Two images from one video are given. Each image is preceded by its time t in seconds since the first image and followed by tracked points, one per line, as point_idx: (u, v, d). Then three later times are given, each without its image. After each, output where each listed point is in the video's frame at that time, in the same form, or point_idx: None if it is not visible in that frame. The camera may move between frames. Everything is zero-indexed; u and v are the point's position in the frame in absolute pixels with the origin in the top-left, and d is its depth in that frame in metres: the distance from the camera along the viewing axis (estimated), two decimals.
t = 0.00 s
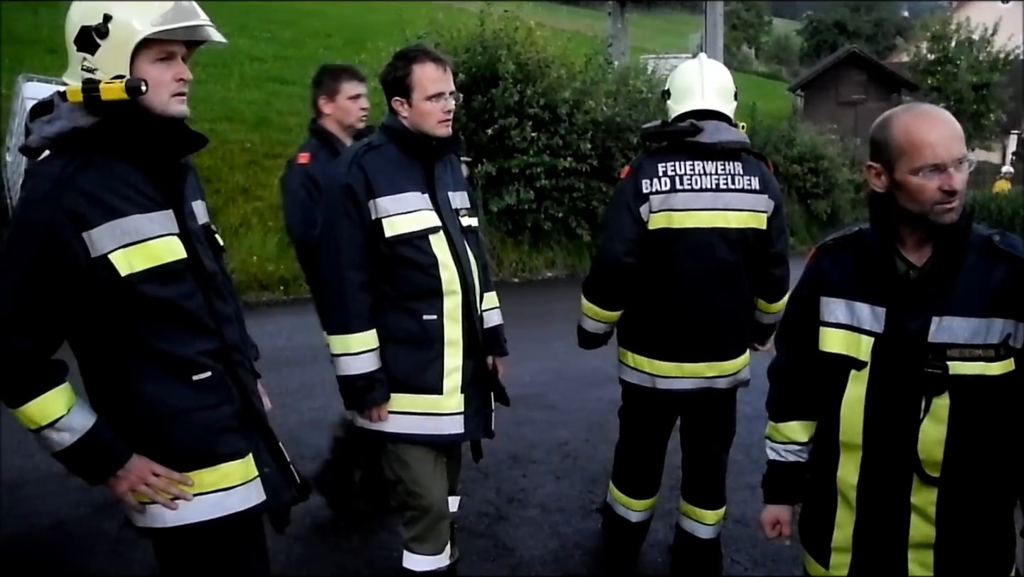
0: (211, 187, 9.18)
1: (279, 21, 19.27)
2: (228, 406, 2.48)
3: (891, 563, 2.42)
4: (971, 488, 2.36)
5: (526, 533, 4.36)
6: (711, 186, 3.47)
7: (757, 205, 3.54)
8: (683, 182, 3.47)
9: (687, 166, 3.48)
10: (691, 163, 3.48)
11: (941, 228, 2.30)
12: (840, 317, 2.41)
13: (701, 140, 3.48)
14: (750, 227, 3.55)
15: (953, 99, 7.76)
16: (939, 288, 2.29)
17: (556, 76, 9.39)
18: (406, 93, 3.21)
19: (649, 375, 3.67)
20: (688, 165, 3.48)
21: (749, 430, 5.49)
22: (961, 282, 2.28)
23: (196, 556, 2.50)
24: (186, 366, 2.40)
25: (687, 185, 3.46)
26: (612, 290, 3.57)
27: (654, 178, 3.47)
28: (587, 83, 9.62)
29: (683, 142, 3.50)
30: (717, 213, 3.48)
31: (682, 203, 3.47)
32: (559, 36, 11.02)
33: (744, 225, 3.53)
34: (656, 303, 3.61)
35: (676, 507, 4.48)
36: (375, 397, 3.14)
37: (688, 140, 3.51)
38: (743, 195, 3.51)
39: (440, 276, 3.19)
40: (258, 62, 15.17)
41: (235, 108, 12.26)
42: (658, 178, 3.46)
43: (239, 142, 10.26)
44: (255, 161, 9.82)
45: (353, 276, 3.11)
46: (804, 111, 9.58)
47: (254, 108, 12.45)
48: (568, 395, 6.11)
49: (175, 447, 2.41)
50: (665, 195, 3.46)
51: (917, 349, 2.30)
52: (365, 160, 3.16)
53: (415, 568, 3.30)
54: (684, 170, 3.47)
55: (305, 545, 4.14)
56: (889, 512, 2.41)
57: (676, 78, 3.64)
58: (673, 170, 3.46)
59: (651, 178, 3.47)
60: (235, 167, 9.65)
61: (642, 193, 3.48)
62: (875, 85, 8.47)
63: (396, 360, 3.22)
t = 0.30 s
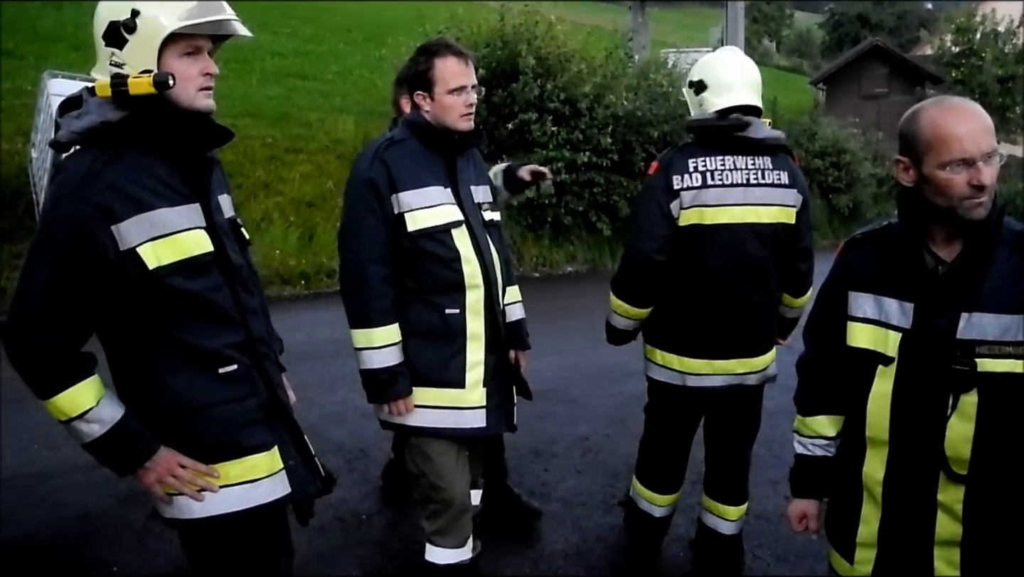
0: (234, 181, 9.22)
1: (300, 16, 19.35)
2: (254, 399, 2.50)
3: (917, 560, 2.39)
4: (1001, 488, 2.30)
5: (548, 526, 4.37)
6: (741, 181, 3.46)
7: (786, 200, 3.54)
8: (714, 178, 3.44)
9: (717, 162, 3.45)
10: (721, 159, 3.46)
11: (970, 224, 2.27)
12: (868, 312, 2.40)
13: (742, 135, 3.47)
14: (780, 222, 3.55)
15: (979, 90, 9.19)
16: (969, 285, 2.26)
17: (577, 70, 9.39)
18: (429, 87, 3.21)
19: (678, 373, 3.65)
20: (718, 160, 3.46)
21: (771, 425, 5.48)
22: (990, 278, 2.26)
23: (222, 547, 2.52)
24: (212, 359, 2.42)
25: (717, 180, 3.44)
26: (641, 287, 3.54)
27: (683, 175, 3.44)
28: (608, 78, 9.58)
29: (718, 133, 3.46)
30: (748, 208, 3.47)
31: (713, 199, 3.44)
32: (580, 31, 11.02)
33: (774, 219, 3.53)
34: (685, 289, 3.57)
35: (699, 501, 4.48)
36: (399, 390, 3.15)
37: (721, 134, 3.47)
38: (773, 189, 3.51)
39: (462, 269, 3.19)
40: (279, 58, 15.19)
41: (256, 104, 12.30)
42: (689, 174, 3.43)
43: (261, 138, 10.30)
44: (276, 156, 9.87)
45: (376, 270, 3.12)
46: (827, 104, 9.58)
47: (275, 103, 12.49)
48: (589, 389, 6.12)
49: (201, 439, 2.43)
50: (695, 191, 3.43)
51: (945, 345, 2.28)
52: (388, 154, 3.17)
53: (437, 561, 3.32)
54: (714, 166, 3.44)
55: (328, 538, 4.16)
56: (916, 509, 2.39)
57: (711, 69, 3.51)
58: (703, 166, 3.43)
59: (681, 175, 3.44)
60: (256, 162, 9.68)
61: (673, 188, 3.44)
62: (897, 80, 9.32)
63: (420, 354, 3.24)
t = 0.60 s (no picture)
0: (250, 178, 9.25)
1: (314, 12, 19.38)
2: (277, 393, 2.51)
3: (940, 555, 2.38)
4: None
5: (566, 521, 4.38)
6: (775, 172, 3.45)
7: (814, 191, 3.57)
8: (753, 169, 3.42)
9: (753, 153, 3.44)
10: (756, 151, 3.45)
11: (994, 218, 2.26)
12: (890, 305, 2.40)
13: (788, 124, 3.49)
14: (807, 214, 3.57)
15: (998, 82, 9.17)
16: (993, 277, 2.26)
17: (592, 65, 9.37)
18: (447, 82, 3.22)
19: (712, 370, 3.63)
20: (753, 152, 3.44)
21: (789, 420, 5.46)
22: (1015, 269, 2.25)
23: (246, 541, 2.55)
24: (236, 354, 2.44)
25: (755, 172, 3.41)
26: (672, 281, 3.50)
27: (722, 167, 3.39)
28: (623, 73, 9.54)
29: (757, 121, 3.44)
30: (783, 200, 3.47)
31: (751, 190, 3.42)
32: (595, 25, 10.99)
33: (804, 211, 3.54)
34: (706, 287, 3.56)
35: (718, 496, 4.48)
36: (420, 383, 3.17)
37: (759, 126, 3.46)
38: (803, 180, 3.53)
39: (482, 264, 3.20)
40: (294, 55, 15.22)
41: (271, 101, 12.34)
42: (727, 166, 3.39)
43: (276, 135, 10.33)
44: (292, 153, 9.90)
45: (396, 266, 3.13)
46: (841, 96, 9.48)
47: (291, 100, 12.52)
48: (606, 384, 6.12)
49: (225, 433, 2.45)
50: (733, 183, 3.40)
51: (969, 338, 2.28)
52: (407, 150, 3.18)
53: (458, 555, 3.34)
54: (751, 157, 3.43)
55: (348, 532, 4.19)
56: (939, 504, 2.38)
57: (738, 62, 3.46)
58: (741, 158, 3.41)
59: (720, 166, 3.39)
60: (272, 159, 9.71)
61: (712, 180, 3.39)
62: (914, 72, 9.25)
63: (441, 349, 3.25)
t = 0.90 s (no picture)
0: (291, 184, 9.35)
1: (354, 19, 19.57)
2: (319, 395, 2.55)
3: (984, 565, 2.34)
4: None
5: (604, 525, 4.38)
6: (821, 174, 3.46)
7: (855, 191, 3.59)
8: (801, 173, 3.41)
9: (801, 156, 3.44)
10: (803, 154, 3.44)
11: None
12: (932, 309, 2.37)
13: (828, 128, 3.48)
14: (848, 213, 3.59)
15: None
16: None
17: (631, 68, 9.37)
18: (484, 88, 3.25)
19: (767, 378, 3.60)
20: (801, 155, 3.44)
21: (831, 426, 5.41)
22: None
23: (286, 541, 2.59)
24: (280, 356, 2.48)
25: (803, 176, 3.42)
26: (726, 293, 3.46)
27: (773, 172, 3.37)
28: (662, 77, 9.49)
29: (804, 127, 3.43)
30: (829, 202, 3.48)
31: (800, 195, 3.42)
32: (634, 29, 10.98)
33: (847, 211, 3.56)
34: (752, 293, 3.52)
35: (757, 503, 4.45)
36: (458, 388, 3.19)
37: (807, 130, 3.45)
38: (846, 180, 3.54)
39: (520, 269, 3.22)
40: (334, 61, 15.37)
41: (313, 108, 12.47)
42: (778, 171, 3.38)
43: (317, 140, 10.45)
44: (332, 158, 10.01)
45: (435, 270, 3.17)
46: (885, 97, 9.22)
47: (332, 106, 12.66)
48: (644, 388, 6.11)
49: (268, 434, 2.50)
50: (784, 189, 3.39)
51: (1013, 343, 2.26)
52: (445, 156, 3.21)
53: (496, 559, 3.36)
54: (799, 160, 3.43)
55: (388, 534, 4.22)
56: (982, 512, 2.34)
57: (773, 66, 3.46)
58: (790, 163, 3.40)
59: (771, 172, 3.37)
60: (312, 164, 9.82)
61: (766, 186, 3.37)
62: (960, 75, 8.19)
63: (480, 353, 3.28)
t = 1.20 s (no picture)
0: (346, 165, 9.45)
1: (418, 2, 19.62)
2: (361, 371, 2.61)
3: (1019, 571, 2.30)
4: None
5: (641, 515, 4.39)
6: (876, 170, 3.41)
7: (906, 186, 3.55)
8: (857, 170, 3.36)
9: (856, 152, 3.39)
10: (858, 150, 3.40)
11: None
12: (977, 306, 2.32)
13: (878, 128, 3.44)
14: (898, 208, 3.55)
15: None
16: None
17: (691, 59, 9.28)
18: (534, 75, 3.27)
19: (819, 381, 3.57)
20: (856, 151, 3.39)
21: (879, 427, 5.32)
22: None
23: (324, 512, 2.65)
24: (323, 332, 2.54)
25: (859, 172, 3.37)
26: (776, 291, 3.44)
27: (830, 170, 3.33)
28: (722, 67, 9.47)
29: (857, 127, 3.40)
30: (883, 198, 3.44)
31: (858, 191, 3.36)
32: (697, 19, 10.85)
33: (899, 206, 3.52)
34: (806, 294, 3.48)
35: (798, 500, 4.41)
36: (498, 372, 3.23)
37: (861, 127, 3.41)
38: (899, 175, 3.49)
39: (563, 256, 3.24)
40: (396, 44, 15.44)
41: (373, 90, 12.56)
42: (836, 168, 3.33)
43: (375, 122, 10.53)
44: (390, 140, 10.09)
45: (479, 254, 3.19)
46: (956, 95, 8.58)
47: (392, 89, 12.73)
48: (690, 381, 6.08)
49: (309, 408, 2.56)
50: (841, 187, 3.33)
51: None
52: (493, 141, 3.23)
53: (530, 542, 3.39)
54: (855, 156, 3.38)
55: (427, 513, 4.29)
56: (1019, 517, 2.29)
57: (818, 59, 3.41)
58: (847, 159, 3.35)
59: (829, 170, 3.33)
60: (369, 145, 9.92)
61: (824, 185, 3.32)
62: None
63: (521, 338, 3.30)
